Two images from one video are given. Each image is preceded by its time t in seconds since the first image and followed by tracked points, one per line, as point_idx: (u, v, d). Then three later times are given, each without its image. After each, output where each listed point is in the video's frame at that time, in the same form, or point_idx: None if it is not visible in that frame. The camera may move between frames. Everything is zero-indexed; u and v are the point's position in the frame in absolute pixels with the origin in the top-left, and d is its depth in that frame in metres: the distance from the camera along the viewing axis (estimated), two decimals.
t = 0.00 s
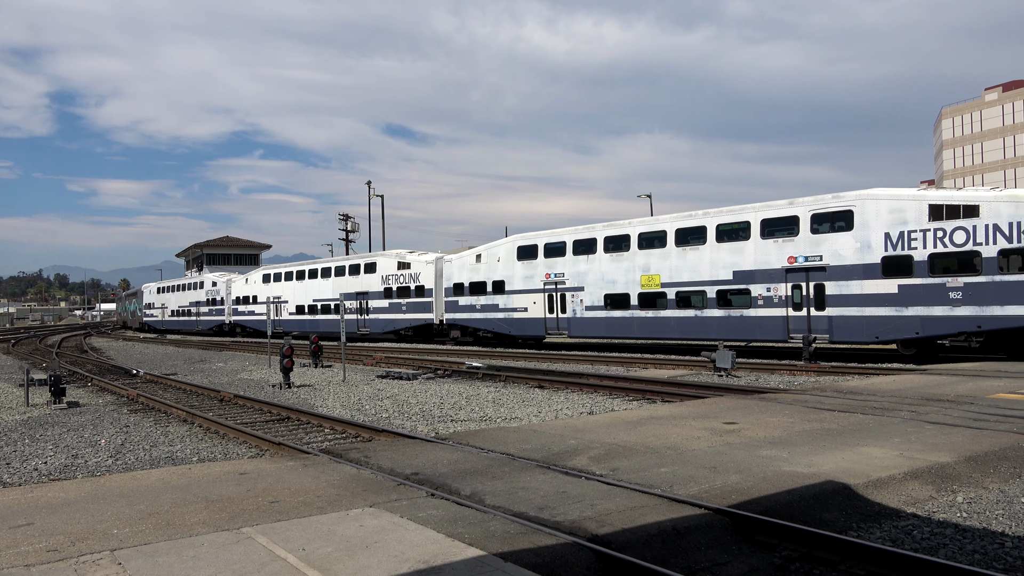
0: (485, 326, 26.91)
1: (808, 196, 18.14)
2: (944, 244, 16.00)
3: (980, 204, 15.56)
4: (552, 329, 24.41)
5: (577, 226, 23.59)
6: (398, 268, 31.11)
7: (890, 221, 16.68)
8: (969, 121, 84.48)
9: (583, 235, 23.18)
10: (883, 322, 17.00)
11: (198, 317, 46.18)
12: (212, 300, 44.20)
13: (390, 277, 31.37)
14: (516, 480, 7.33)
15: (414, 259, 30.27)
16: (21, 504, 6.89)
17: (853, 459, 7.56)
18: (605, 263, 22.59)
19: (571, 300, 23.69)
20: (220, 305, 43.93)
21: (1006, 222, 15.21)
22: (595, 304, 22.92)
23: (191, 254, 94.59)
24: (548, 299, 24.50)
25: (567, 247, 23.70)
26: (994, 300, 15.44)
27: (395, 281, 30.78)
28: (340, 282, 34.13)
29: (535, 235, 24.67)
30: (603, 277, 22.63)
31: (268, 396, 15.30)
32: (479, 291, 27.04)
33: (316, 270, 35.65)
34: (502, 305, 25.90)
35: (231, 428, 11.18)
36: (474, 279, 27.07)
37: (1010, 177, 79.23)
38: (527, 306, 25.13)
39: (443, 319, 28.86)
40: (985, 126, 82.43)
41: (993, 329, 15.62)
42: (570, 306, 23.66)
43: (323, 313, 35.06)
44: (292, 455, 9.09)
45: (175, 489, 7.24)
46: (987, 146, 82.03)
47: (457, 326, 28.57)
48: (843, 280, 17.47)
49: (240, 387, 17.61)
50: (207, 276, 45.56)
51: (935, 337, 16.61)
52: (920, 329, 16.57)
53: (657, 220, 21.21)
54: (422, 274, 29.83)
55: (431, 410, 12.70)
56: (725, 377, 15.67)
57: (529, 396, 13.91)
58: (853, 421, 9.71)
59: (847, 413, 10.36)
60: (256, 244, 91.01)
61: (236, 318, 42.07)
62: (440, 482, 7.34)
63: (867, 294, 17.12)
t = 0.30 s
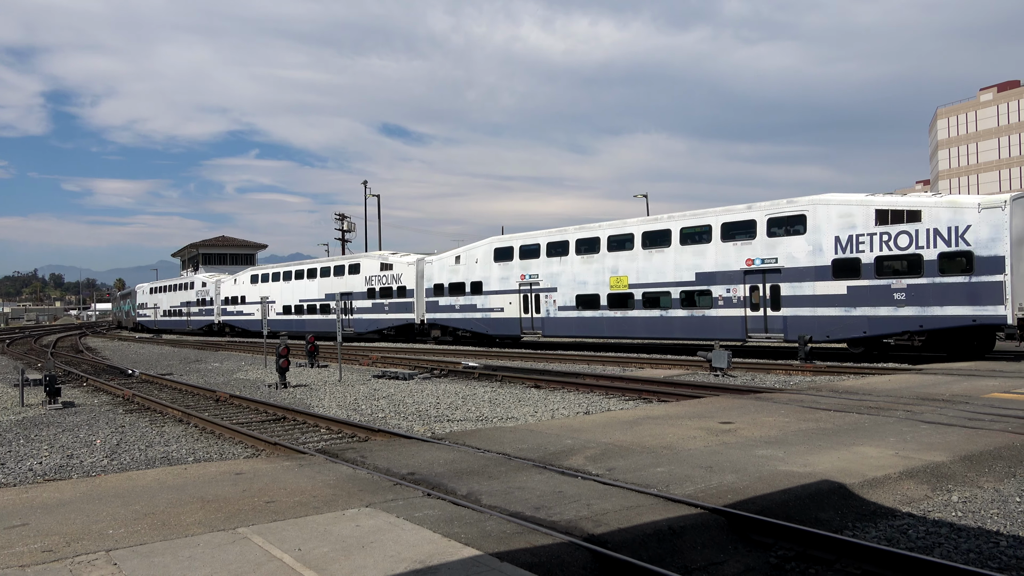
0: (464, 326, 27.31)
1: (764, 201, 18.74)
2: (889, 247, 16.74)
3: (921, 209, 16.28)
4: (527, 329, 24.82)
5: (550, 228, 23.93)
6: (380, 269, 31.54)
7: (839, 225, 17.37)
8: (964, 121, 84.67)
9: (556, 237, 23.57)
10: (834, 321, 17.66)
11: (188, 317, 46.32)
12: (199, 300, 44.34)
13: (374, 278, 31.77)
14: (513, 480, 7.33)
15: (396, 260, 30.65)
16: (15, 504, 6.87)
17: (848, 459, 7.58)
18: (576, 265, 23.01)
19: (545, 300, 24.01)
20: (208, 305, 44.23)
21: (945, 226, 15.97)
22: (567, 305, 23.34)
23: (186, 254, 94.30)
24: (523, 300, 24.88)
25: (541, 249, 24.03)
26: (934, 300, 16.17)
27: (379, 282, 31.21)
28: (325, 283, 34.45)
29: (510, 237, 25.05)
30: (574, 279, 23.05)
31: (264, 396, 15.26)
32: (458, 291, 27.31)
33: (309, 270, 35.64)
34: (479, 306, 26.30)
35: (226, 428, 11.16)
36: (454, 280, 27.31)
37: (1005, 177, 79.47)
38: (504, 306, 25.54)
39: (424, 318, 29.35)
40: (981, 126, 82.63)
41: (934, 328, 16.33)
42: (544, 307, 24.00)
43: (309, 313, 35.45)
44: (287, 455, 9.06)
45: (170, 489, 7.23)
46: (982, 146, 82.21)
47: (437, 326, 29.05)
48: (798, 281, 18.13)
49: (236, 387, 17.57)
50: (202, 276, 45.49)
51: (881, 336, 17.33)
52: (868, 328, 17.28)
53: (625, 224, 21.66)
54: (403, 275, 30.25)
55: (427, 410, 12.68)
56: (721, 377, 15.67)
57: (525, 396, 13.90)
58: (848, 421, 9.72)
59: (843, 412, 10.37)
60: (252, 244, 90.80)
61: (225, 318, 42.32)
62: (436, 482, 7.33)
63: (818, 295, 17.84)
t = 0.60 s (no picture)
0: (445, 326, 28.03)
1: (726, 206, 19.52)
2: (840, 250, 17.50)
3: (869, 214, 17.04)
4: (504, 329, 25.61)
5: (525, 231, 24.83)
6: (364, 270, 32.21)
7: (794, 229, 18.18)
8: (959, 122, 84.96)
9: (531, 240, 24.44)
10: (790, 321, 18.42)
11: (178, 317, 46.35)
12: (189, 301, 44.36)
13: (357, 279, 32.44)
14: (510, 480, 7.32)
15: (379, 262, 31.38)
16: (11, 504, 6.86)
17: (844, 459, 7.59)
18: (548, 267, 23.90)
19: (521, 301, 24.86)
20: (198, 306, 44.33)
21: (891, 231, 16.72)
22: (541, 305, 24.17)
23: (182, 254, 94.17)
24: (500, 301, 25.70)
25: (516, 252, 24.91)
26: (881, 301, 16.91)
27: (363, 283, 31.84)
28: (311, 284, 34.84)
29: (488, 240, 25.94)
30: (548, 281, 23.91)
31: (260, 396, 15.23)
32: (439, 292, 28.12)
33: (303, 270, 35.68)
34: (459, 306, 27.08)
35: (223, 428, 11.13)
36: (434, 281, 28.18)
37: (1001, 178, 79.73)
38: (482, 307, 26.36)
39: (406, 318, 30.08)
40: (976, 127, 82.91)
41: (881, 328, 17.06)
42: (520, 307, 24.85)
43: (296, 314, 36.01)
44: (284, 455, 9.04)
45: (167, 489, 7.22)
46: (978, 147, 82.50)
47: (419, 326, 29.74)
48: (756, 283, 18.93)
49: (232, 387, 17.55)
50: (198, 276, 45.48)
51: (832, 336, 18.09)
52: (821, 328, 18.00)
53: (595, 227, 22.55)
54: (386, 277, 30.94)
55: (424, 410, 12.67)
56: (717, 377, 15.70)
57: (522, 396, 13.90)
58: (844, 421, 9.75)
59: (839, 412, 10.40)
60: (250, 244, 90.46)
61: (214, 319, 42.39)
62: (434, 482, 7.32)
63: (775, 296, 18.61)
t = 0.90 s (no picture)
0: (426, 325, 28.59)
1: (690, 210, 20.25)
2: (795, 253, 18.28)
3: (821, 219, 17.82)
4: (482, 328, 26.21)
5: (500, 234, 25.47)
6: (349, 271, 32.75)
7: (751, 233, 18.94)
8: (955, 122, 85.18)
9: (507, 242, 25.05)
10: (748, 321, 19.13)
11: (171, 318, 46.33)
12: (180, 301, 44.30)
13: (344, 280, 33.05)
14: (507, 480, 7.33)
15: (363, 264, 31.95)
16: (6, 505, 6.85)
17: (841, 459, 7.61)
18: (522, 268, 24.61)
19: (497, 301, 25.49)
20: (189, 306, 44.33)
21: (841, 235, 17.48)
22: (516, 306, 24.85)
23: (179, 254, 94.04)
24: (478, 301, 26.31)
25: (492, 254, 25.57)
26: (831, 301, 17.68)
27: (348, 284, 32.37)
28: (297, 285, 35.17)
29: (466, 242, 26.59)
30: (523, 282, 24.61)
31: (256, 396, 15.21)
32: (420, 292, 28.73)
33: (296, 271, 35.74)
34: (439, 307, 27.71)
35: (219, 428, 11.12)
36: (415, 282, 28.82)
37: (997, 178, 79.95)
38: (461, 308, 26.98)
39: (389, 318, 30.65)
40: (972, 127, 83.15)
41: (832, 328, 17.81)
42: (497, 308, 25.46)
43: (284, 314, 36.29)
44: (280, 455, 9.03)
45: (164, 490, 7.22)
46: (973, 147, 82.75)
47: (401, 326, 30.24)
48: (716, 285, 19.66)
49: (229, 387, 17.55)
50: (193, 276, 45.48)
51: (788, 335, 18.81)
52: (776, 328, 18.76)
53: (567, 230, 23.28)
54: (370, 278, 31.56)
55: (421, 410, 12.67)
56: (714, 376, 15.72)
57: (519, 396, 13.91)
58: (841, 421, 9.77)
59: (836, 412, 10.43)
60: (249, 244, 90.24)
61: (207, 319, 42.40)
62: (430, 482, 7.32)
63: (736, 297, 19.32)
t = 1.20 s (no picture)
0: (407, 325, 28.87)
1: (656, 215, 20.85)
2: (752, 256, 18.83)
3: (776, 223, 18.35)
4: (461, 328, 26.54)
5: (478, 236, 25.83)
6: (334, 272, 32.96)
7: (712, 236, 19.51)
8: (951, 123, 85.37)
9: (485, 244, 25.42)
10: (708, 321, 19.70)
11: (164, 318, 46.30)
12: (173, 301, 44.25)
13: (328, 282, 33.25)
14: (503, 480, 7.33)
15: (348, 266, 32.26)
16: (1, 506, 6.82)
17: (837, 458, 7.63)
18: (498, 269, 24.98)
19: (475, 302, 25.82)
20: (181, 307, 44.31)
21: (795, 238, 18.01)
22: (493, 306, 25.21)
23: (175, 254, 93.89)
24: (457, 302, 26.63)
25: (470, 256, 25.98)
26: (786, 302, 18.22)
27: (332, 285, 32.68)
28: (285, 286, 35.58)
29: (445, 244, 26.96)
30: (499, 283, 24.94)
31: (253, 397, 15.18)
32: (401, 293, 29.06)
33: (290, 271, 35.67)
34: (419, 307, 28.03)
35: (216, 429, 11.11)
36: (398, 283, 29.13)
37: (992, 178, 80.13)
38: (441, 308, 27.33)
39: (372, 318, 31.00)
40: (967, 128, 83.35)
41: (788, 328, 18.38)
42: (475, 308, 25.80)
43: (271, 314, 36.57)
44: (277, 456, 9.01)
45: (160, 490, 7.21)
46: (969, 148, 82.97)
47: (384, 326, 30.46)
48: (681, 286, 20.25)
49: (225, 387, 17.53)
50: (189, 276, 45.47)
51: (746, 335, 19.36)
52: (736, 327, 19.30)
53: (541, 233, 23.74)
54: (354, 280, 31.90)
55: (418, 410, 12.66)
56: (710, 377, 15.74)
57: (516, 396, 13.91)
58: (838, 420, 9.79)
59: (832, 412, 10.46)
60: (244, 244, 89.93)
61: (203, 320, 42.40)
62: (428, 482, 7.32)
63: (698, 297, 19.90)
